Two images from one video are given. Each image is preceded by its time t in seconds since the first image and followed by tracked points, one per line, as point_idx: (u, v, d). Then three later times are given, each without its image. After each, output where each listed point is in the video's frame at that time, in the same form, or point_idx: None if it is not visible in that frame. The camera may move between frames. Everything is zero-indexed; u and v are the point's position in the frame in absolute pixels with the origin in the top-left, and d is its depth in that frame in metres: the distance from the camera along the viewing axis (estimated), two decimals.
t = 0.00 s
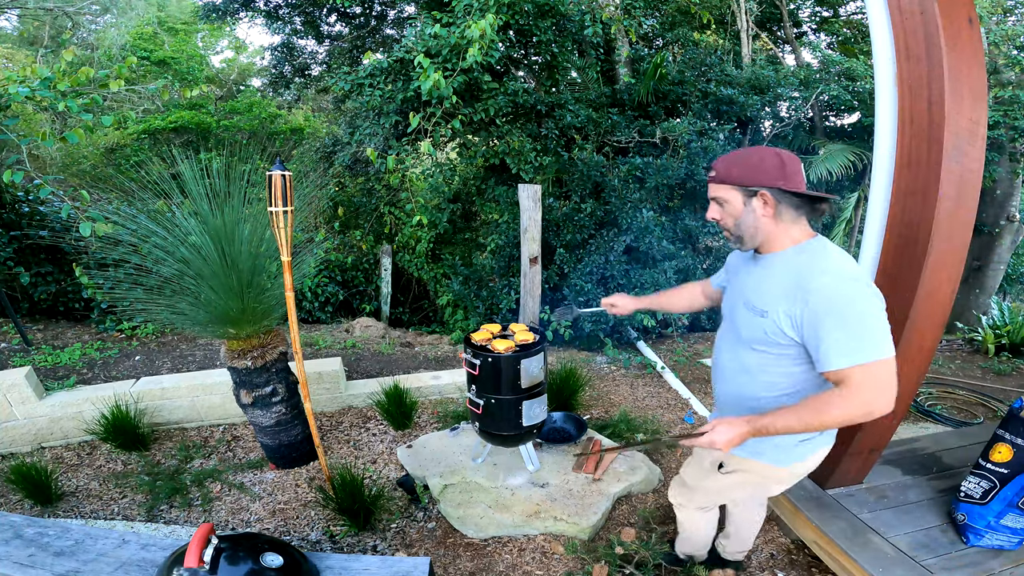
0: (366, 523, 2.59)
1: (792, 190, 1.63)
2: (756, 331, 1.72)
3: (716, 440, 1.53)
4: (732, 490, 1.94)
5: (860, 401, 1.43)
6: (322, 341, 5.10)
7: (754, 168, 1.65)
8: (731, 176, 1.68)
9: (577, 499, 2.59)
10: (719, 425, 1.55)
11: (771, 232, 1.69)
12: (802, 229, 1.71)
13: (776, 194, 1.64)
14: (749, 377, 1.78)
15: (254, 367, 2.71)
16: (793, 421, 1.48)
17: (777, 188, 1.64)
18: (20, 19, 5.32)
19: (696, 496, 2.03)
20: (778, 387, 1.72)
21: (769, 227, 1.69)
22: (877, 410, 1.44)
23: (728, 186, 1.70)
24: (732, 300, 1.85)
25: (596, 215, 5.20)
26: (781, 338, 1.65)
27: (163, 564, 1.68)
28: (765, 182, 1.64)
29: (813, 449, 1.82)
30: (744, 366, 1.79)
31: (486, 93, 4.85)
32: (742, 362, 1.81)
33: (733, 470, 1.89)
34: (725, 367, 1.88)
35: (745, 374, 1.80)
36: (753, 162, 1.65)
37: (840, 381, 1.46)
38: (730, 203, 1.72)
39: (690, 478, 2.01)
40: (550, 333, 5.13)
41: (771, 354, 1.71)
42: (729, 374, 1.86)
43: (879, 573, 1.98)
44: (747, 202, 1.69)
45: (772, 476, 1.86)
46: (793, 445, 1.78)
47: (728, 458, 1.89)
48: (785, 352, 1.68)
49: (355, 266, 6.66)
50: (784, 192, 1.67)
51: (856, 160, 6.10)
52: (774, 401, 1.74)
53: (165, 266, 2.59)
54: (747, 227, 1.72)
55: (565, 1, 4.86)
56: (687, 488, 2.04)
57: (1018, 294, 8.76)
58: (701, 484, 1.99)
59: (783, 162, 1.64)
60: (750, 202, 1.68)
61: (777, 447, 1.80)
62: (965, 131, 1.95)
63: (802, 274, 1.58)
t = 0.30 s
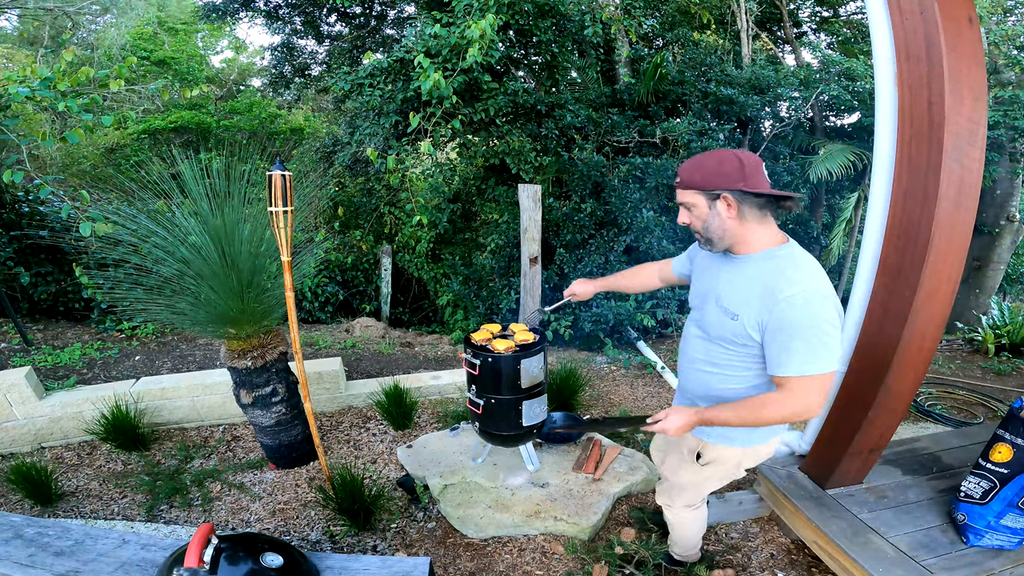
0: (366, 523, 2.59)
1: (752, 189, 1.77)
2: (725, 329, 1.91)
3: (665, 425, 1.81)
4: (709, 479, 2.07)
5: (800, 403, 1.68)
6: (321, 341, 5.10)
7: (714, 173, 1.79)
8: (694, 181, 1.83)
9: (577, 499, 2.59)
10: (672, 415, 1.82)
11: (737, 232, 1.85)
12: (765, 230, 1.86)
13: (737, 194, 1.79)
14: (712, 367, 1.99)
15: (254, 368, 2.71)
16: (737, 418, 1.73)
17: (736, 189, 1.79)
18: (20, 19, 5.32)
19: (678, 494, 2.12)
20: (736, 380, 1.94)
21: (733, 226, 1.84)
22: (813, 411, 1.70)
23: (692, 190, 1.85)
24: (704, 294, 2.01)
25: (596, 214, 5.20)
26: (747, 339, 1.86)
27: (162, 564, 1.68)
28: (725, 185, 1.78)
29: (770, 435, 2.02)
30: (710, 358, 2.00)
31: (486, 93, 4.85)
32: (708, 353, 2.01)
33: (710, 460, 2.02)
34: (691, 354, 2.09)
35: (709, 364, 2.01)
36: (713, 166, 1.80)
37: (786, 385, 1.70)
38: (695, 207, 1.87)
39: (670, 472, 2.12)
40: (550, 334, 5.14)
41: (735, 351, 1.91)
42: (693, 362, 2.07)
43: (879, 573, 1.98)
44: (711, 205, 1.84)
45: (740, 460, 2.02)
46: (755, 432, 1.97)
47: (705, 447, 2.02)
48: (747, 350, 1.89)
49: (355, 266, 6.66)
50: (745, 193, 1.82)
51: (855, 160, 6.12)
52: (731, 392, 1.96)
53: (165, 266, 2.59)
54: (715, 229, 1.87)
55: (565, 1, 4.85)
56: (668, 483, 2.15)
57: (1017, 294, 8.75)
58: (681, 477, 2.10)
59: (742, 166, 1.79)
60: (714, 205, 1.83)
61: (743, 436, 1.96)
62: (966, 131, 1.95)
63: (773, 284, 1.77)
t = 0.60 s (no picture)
0: (366, 523, 2.59)
1: (732, 185, 1.84)
2: (718, 316, 1.93)
3: (669, 412, 1.83)
4: (713, 463, 2.09)
5: (793, 380, 1.75)
6: (321, 341, 5.10)
7: (696, 170, 1.85)
8: (679, 179, 1.87)
9: (577, 499, 2.59)
10: (674, 400, 1.83)
11: (719, 226, 1.89)
12: (748, 224, 1.91)
13: (720, 191, 1.85)
14: (702, 353, 2.01)
15: (254, 368, 2.71)
16: (738, 398, 1.76)
17: (720, 186, 1.84)
18: (20, 19, 5.31)
19: (685, 484, 2.11)
20: (728, 364, 1.98)
21: (717, 221, 1.89)
22: (804, 385, 1.78)
23: (678, 186, 1.89)
24: (690, 281, 2.02)
25: (596, 214, 5.22)
26: (741, 324, 1.89)
27: (162, 564, 1.68)
28: (709, 183, 1.84)
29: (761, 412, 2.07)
30: (700, 344, 2.02)
31: (486, 93, 4.85)
32: (699, 340, 2.02)
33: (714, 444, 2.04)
34: (678, 340, 2.09)
35: (699, 350, 2.03)
36: (698, 164, 1.85)
37: (779, 363, 1.77)
38: (680, 203, 1.91)
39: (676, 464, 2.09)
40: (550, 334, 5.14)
41: (727, 337, 1.94)
42: (681, 348, 2.08)
43: (879, 573, 1.98)
44: (695, 201, 1.88)
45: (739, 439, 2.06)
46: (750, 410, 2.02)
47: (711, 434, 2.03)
48: (739, 336, 1.93)
49: (355, 266, 6.67)
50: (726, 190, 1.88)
51: (855, 160, 6.14)
52: (723, 377, 1.99)
53: (164, 266, 2.58)
54: (698, 224, 1.91)
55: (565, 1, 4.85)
56: (672, 475, 2.12)
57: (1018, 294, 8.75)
58: (687, 466, 2.09)
59: (724, 164, 1.85)
60: (698, 200, 1.88)
61: (741, 416, 2.01)
62: (966, 131, 1.95)
63: (766, 270, 1.81)
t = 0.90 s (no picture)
0: (366, 523, 2.59)
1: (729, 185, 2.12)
2: (710, 302, 1.99)
3: (669, 402, 1.80)
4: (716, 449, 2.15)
5: (783, 356, 1.83)
6: (321, 341, 5.10)
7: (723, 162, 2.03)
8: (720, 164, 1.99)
9: (577, 499, 2.59)
10: (673, 389, 1.82)
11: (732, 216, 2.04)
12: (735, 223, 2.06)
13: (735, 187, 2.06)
14: (695, 341, 2.06)
15: (254, 368, 2.71)
16: (735, 379, 1.80)
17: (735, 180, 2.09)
18: (20, 18, 5.31)
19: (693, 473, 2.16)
20: (720, 350, 2.03)
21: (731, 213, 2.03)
22: (792, 362, 1.87)
23: (718, 168, 1.99)
24: (680, 272, 2.08)
25: (595, 215, 5.23)
26: (732, 309, 1.96)
27: (162, 564, 1.68)
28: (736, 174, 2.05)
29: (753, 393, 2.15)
30: (692, 332, 2.07)
31: (485, 93, 4.85)
32: (691, 328, 2.07)
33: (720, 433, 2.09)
34: (669, 331, 2.14)
35: (692, 338, 2.07)
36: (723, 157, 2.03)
37: (769, 342, 1.85)
38: (721, 184, 1.98)
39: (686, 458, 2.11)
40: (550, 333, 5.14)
41: (719, 323, 2.00)
42: (673, 338, 2.12)
43: (879, 573, 1.98)
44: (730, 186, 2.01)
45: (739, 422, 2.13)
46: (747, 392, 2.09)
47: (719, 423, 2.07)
48: (732, 321, 1.99)
49: (355, 266, 6.67)
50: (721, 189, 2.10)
51: (855, 160, 6.15)
52: (716, 363, 2.04)
53: (164, 266, 2.58)
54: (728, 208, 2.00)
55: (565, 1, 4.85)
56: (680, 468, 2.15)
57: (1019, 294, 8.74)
58: (696, 457, 2.13)
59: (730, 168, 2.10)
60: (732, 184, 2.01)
61: (740, 399, 2.07)
62: (966, 131, 1.95)
63: (755, 256, 1.91)
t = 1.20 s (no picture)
0: (366, 523, 2.59)
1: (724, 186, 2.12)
2: (704, 299, 1.99)
3: (674, 402, 1.81)
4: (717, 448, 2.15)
5: (784, 348, 1.83)
6: (321, 341, 5.10)
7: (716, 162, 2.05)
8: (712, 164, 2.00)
9: (578, 499, 2.59)
10: (678, 389, 1.82)
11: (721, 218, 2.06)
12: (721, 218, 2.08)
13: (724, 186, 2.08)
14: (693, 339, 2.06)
15: (254, 368, 2.71)
16: (738, 376, 1.80)
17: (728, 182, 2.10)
18: (20, 19, 5.30)
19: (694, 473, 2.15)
20: (720, 347, 2.03)
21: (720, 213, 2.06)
22: (793, 354, 1.86)
23: (707, 168, 1.99)
24: (673, 271, 2.09)
25: (595, 215, 5.22)
26: (728, 304, 1.96)
27: (162, 564, 1.68)
28: (726, 172, 2.05)
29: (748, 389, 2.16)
30: (689, 330, 2.07)
31: (486, 93, 4.84)
32: (687, 326, 2.07)
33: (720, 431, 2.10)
34: (665, 330, 2.14)
35: (689, 336, 2.07)
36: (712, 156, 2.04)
37: (768, 335, 1.85)
38: (711, 183, 1.99)
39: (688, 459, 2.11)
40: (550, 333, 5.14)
41: (715, 319, 2.00)
42: (670, 337, 2.12)
43: (879, 573, 1.98)
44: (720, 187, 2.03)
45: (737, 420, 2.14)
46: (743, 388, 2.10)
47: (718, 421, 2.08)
48: (728, 316, 1.99)
49: (355, 266, 6.67)
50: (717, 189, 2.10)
51: (855, 160, 6.16)
52: (715, 360, 2.04)
53: (164, 266, 2.58)
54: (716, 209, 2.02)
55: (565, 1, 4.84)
56: (682, 468, 2.15)
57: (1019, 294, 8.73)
58: (697, 457, 2.13)
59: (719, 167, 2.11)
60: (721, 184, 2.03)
61: (737, 396, 2.09)
62: (966, 131, 1.95)
63: (746, 251, 1.92)
